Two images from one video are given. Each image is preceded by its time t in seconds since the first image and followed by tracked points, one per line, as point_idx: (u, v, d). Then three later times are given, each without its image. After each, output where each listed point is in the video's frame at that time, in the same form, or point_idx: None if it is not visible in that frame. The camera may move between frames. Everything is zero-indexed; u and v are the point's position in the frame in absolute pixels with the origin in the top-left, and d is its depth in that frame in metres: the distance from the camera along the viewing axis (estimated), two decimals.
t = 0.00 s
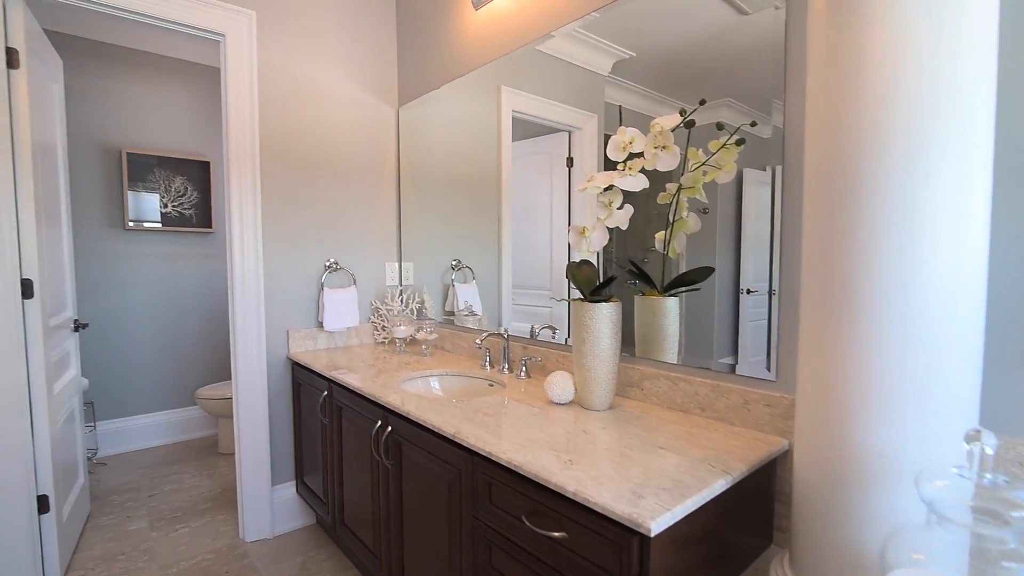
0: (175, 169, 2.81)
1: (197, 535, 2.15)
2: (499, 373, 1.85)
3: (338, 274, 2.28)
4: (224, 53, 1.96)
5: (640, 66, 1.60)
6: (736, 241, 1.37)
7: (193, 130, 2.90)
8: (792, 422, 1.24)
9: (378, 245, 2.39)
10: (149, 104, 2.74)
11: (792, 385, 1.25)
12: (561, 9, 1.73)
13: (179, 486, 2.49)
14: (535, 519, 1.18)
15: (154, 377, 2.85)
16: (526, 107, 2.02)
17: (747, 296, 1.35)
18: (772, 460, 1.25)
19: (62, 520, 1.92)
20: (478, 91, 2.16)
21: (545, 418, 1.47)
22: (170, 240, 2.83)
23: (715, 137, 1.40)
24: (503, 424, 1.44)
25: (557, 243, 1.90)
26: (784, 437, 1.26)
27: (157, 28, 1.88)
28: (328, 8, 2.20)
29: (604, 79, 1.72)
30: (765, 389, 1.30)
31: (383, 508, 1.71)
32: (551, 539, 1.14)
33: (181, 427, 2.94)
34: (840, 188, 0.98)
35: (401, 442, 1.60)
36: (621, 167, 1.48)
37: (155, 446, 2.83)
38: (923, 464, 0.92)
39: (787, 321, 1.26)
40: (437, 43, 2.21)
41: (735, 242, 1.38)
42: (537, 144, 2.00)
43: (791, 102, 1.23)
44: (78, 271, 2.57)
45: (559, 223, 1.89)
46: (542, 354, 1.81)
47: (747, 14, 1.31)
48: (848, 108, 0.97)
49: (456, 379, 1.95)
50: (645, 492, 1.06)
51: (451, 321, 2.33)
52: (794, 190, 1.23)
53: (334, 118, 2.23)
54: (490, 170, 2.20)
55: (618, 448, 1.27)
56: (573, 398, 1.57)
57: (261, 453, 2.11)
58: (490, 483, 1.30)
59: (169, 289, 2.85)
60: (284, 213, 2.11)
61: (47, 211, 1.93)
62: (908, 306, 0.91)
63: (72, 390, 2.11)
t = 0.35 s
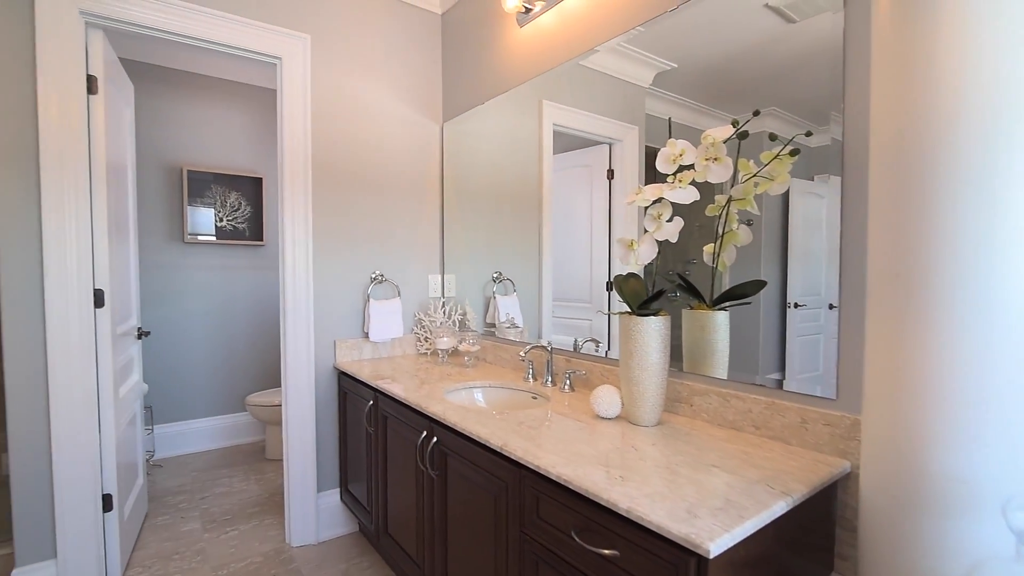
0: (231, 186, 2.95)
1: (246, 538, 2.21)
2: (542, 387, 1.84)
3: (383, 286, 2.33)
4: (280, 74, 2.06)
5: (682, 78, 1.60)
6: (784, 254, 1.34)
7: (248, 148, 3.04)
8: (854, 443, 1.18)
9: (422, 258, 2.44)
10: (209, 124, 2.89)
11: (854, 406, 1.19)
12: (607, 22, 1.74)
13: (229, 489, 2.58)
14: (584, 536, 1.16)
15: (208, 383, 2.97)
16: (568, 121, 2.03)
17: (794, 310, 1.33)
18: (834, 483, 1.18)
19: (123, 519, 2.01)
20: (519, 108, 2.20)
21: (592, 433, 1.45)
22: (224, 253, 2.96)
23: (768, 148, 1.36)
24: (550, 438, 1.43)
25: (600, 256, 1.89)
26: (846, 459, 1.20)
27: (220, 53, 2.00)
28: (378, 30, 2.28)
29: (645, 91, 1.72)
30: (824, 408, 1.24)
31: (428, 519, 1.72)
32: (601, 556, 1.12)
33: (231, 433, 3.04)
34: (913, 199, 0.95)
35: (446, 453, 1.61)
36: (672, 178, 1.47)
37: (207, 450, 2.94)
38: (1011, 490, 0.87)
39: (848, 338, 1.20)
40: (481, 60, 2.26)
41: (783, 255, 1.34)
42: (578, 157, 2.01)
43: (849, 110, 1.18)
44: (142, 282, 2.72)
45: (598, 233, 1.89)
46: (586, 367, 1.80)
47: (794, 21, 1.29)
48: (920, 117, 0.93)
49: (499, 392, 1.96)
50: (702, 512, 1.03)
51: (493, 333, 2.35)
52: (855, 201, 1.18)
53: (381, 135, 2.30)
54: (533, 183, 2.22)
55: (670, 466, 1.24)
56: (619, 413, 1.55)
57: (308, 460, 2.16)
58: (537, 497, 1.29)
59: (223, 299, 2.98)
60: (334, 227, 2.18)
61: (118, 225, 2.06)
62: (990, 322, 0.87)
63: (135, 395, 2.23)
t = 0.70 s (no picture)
0: (279, 196, 3.06)
1: (291, 537, 2.26)
2: (586, 395, 1.82)
3: (425, 292, 2.36)
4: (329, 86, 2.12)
5: (724, 81, 1.58)
6: (832, 261, 1.31)
7: (295, 159, 3.14)
8: (923, 460, 1.10)
9: (463, 265, 2.46)
10: (259, 136, 3.01)
11: (925, 421, 1.11)
12: (651, 27, 1.73)
13: (274, 489, 2.65)
14: (635, 547, 1.14)
15: (254, 386, 3.07)
16: (607, 127, 2.02)
17: (842, 319, 1.30)
18: (901, 500, 1.11)
19: (178, 515, 2.09)
20: (558, 117, 2.21)
21: (640, 443, 1.43)
22: (272, 260, 3.07)
23: (824, 151, 1.31)
24: (596, 446, 1.41)
25: (643, 263, 1.86)
26: (915, 476, 1.12)
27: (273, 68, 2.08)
28: (422, 41, 2.33)
29: (685, 96, 1.70)
30: (889, 422, 1.17)
31: (471, 525, 1.72)
32: (653, 569, 1.09)
33: (276, 435, 3.13)
34: (997, 200, 0.90)
35: (490, 459, 1.62)
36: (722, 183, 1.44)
37: (253, 451, 3.04)
38: None
39: (916, 347, 1.13)
40: (523, 69, 2.28)
41: (832, 262, 1.31)
42: (619, 163, 2.00)
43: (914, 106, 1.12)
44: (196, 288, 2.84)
45: (639, 239, 1.88)
46: (631, 375, 1.78)
47: (844, 21, 1.27)
48: (1000, 114, 0.89)
49: (541, 399, 1.95)
50: (762, 527, 0.99)
51: (532, 340, 2.35)
52: (922, 202, 1.11)
53: (424, 144, 2.34)
54: (573, 191, 2.21)
55: (724, 479, 1.20)
56: (667, 423, 1.52)
57: (351, 463, 2.20)
58: (585, 506, 1.27)
59: (270, 305, 3.08)
60: (378, 235, 2.23)
61: (177, 233, 2.16)
62: None
63: (190, 396, 2.32)
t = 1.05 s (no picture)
0: (324, 202, 3.14)
1: (335, 535, 2.30)
2: (630, 400, 1.80)
3: (467, 295, 2.38)
4: (374, 95, 2.17)
5: (770, 80, 1.54)
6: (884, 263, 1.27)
7: (340, 166, 3.22)
8: (1003, 474, 1.03)
9: (504, 268, 2.47)
10: (306, 144, 3.10)
11: (1005, 433, 1.04)
12: (697, 27, 1.70)
13: (318, 487, 2.71)
14: (690, 556, 1.11)
15: (299, 386, 3.15)
16: (648, 130, 2.00)
17: (897, 325, 1.26)
18: (979, 517, 1.03)
19: (229, 509, 2.16)
20: (599, 121, 2.20)
21: (691, 450, 1.39)
22: (317, 264, 3.16)
23: (886, 148, 1.23)
24: (645, 453, 1.38)
25: (685, 266, 1.82)
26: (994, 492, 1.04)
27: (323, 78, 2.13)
28: (465, 48, 2.35)
29: (728, 96, 1.66)
30: (962, 434, 1.10)
31: (514, 530, 1.71)
32: None
33: (319, 434, 3.21)
34: None
35: (535, 463, 1.61)
36: (779, 183, 1.39)
37: (298, 450, 3.12)
38: None
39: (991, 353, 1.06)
40: (565, 73, 2.28)
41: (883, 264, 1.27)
42: (660, 165, 1.97)
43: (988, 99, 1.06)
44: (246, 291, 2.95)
45: (682, 243, 1.84)
46: (677, 381, 1.74)
47: (900, 13, 1.22)
48: None
49: (584, 404, 1.94)
50: (830, 540, 0.95)
51: (573, 344, 2.33)
52: (999, 198, 1.04)
53: (466, 149, 2.36)
54: (614, 194, 2.19)
55: (784, 489, 1.16)
56: (719, 430, 1.48)
57: (394, 464, 2.24)
58: (637, 513, 1.25)
59: (315, 307, 3.17)
60: (422, 238, 2.26)
61: (231, 239, 2.24)
62: None
63: (241, 394, 2.40)
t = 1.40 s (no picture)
0: (367, 206, 3.22)
1: (379, 532, 2.33)
2: (677, 404, 1.76)
3: (509, 296, 2.39)
4: (419, 100, 2.20)
5: (819, 76, 1.48)
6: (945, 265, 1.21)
7: (383, 170, 3.29)
8: None
9: (546, 270, 2.47)
10: (350, 150, 3.18)
11: None
12: (745, 21, 1.65)
13: (362, 484, 2.76)
14: (750, 565, 1.07)
15: (343, 386, 3.23)
16: (692, 128, 1.96)
17: (959, 331, 1.19)
18: None
19: (279, 503, 2.23)
20: (642, 120, 2.17)
21: (746, 456, 1.35)
22: (360, 266, 3.23)
23: (957, 141, 1.16)
24: (698, 458, 1.35)
25: (732, 267, 1.77)
26: None
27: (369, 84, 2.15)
28: (508, 50, 2.37)
29: (777, 91, 1.61)
30: None
31: (560, 533, 1.70)
32: None
33: (361, 433, 3.28)
34: None
35: (582, 466, 1.60)
36: (840, 180, 1.33)
37: (342, 447, 3.19)
38: None
39: None
40: (609, 72, 2.26)
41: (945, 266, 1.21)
42: (705, 164, 1.93)
43: None
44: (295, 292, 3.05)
45: (726, 243, 1.80)
46: (728, 385, 1.69)
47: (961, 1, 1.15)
48: None
49: (630, 407, 1.91)
50: (907, 553, 0.90)
51: (616, 346, 2.31)
52: None
53: (508, 151, 2.37)
54: (657, 194, 2.15)
55: (850, 499, 1.11)
56: (775, 436, 1.43)
57: (437, 463, 2.26)
58: (691, 519, 1.22)
59: (358, 309, 3.24)
60: (465, 240, 2.28)
61: (282, 242, 2.31)
62: None
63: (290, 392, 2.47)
